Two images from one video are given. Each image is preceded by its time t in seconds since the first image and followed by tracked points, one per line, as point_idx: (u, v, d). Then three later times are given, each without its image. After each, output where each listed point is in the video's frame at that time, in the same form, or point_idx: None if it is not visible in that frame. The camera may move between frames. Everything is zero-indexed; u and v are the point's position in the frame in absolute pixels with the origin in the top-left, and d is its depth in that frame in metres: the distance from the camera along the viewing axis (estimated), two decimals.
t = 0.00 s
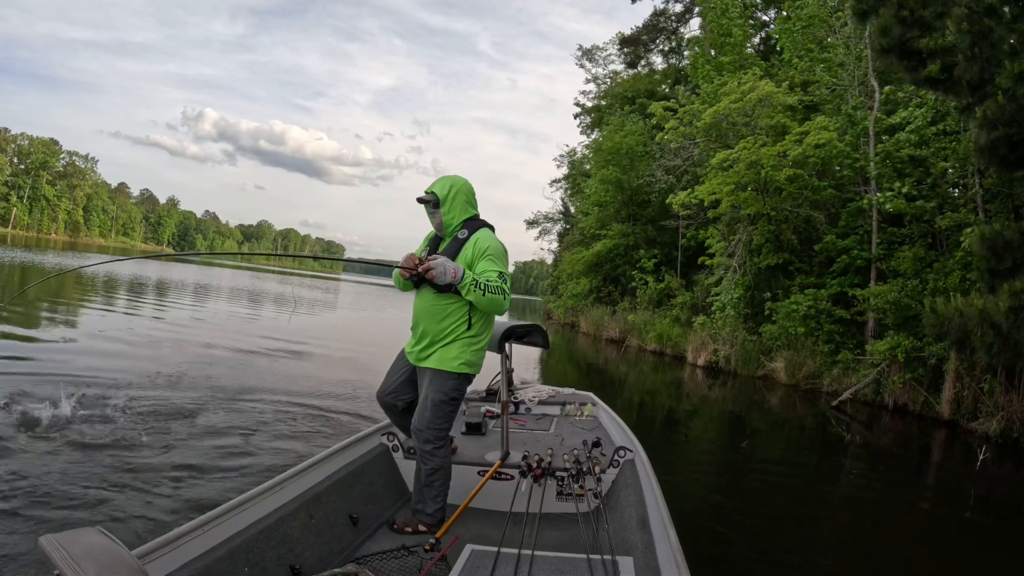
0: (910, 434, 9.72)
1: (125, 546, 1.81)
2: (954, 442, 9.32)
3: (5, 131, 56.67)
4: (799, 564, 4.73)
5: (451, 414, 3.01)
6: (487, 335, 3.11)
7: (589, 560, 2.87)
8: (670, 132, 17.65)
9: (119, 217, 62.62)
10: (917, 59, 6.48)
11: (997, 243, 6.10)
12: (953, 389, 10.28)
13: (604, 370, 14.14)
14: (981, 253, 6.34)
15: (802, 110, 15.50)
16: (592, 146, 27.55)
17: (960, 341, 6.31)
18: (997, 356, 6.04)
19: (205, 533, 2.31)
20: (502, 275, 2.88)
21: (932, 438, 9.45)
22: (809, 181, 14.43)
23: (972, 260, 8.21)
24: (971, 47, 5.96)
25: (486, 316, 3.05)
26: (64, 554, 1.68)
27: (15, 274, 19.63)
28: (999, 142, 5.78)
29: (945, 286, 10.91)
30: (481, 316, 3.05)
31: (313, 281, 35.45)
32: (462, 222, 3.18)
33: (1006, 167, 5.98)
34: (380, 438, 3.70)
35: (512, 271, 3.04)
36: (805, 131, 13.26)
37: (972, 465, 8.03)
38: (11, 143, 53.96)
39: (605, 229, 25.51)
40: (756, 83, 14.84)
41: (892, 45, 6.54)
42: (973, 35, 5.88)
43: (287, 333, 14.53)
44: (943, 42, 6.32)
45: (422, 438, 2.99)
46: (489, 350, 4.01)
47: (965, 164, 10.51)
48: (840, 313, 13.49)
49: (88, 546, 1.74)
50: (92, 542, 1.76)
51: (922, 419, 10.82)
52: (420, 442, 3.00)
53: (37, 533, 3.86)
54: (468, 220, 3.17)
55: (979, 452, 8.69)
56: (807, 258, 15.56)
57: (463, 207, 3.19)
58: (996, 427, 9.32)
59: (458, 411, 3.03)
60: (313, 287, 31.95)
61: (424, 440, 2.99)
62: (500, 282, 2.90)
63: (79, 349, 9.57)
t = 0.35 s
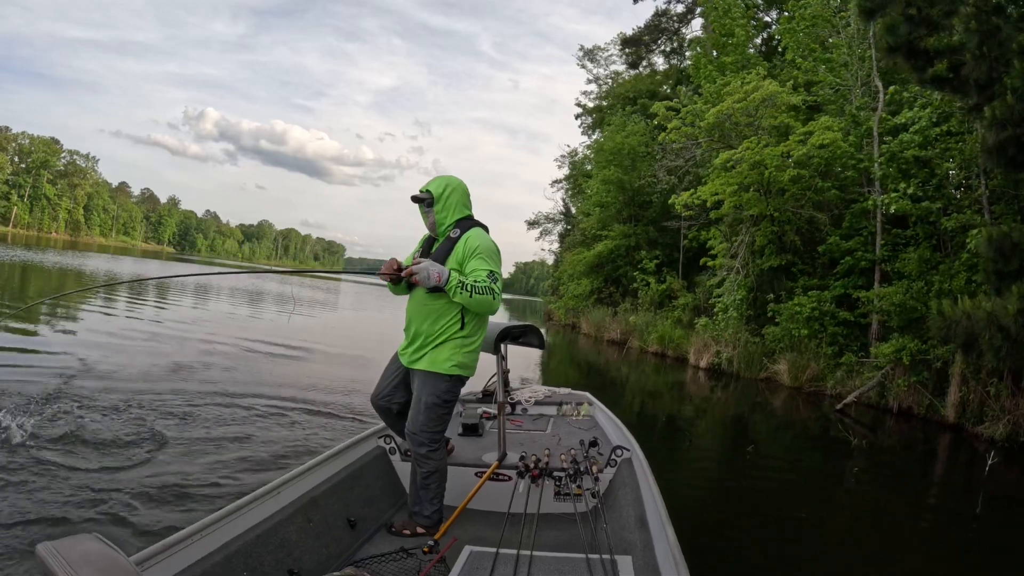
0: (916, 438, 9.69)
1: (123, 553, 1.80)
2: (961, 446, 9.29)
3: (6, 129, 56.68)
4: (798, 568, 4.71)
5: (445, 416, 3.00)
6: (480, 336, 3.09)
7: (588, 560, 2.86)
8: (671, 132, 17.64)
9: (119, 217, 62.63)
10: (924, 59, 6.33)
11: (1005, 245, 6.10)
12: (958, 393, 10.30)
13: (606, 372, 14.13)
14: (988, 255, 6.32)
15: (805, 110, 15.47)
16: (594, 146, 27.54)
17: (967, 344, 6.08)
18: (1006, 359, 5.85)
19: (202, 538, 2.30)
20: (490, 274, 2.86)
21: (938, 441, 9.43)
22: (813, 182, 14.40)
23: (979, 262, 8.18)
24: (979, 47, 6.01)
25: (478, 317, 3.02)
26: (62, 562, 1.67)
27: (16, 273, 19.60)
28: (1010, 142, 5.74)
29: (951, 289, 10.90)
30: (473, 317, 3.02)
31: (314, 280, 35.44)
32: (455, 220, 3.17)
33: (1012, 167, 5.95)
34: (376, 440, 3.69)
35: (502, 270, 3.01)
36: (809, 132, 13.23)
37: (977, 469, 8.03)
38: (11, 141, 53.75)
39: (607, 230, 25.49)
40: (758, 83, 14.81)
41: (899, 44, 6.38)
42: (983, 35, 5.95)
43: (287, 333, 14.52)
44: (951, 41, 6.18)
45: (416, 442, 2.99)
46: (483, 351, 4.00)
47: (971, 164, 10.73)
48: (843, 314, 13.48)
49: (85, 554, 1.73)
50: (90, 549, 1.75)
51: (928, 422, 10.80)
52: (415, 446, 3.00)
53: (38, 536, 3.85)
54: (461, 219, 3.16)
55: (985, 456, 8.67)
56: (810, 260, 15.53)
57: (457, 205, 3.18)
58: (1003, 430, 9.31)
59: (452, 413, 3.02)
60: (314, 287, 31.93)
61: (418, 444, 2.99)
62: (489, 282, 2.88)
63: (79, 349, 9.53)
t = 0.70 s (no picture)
0: (923, 441, 9.68)
1: (118, 551, 1.81)
2: (967, 449, 9.28)
3: (8, 129, 56.77)
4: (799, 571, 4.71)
5: (438, 416, 3.01)
6: (473, 337, 3.07)
7: (583, 560, 2.86)
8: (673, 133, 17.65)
9: (121, 217, 62.72)
10: (930, 58, 6.32)
11: (1013, 246, 6.09)
12: (964, 396, 10.25)
13: (608, 374, 14.12)
14: (995, 255, 6.30)
15: (809, 110, 15.47)
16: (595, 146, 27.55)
17: (973, 346, 6.04)
18: (1014, 361, 5.82)
19: (196, 537, 2.30)
20: (472, 273, 2.84)
21: (943, 445, 9.42)
22: (817, 182, 14.39)
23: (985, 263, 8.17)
24: (987, 45, 5.98)
25: (469, 316, 3.00)
26: (58, 560, 1.68)
27: (18, 272, 19.62)
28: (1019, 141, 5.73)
29: (958, 290, 10.89)
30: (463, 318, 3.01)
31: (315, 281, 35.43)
32: (447, 219, 3.17)
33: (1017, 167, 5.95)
34: (372, 440, 3.70)
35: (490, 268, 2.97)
36: (814, 132, 13.22)
37: (983, 473, 8.04)
38: (12, 141, 53.75)
39: (609, 231, 25.49)
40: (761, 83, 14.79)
41: (904, 43, 6.38)
42: (991, 32, 5.92)
43: (288, 333, 14.52)
44: (956, 40, 6.19)
45: (410, 443, 3.00)
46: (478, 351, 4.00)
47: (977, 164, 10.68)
48: (846, 316, 13.47)
49: (80, 552, 1.74)
50: (85, 547, 1.76)
51: (933, 425, 10.77)
52: (409, 446, 3.01)
53: (36, 536, 3.85)
54: (452, 218, 3.16)
55: (991, 460, 8.66)
56: (814, 261, 15.52)
57: (449, 205, 3.19)
58: (1009, 434, 9.30)
59: (445, 413, 3.04)
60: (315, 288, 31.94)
61: (412, 444, 3.00)
62: (473, 281, 2.87)
63: (81, 349, 9.53)
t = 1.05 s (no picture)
0: (929, 443, 9.66)
1: (116, 550, 1.81)
2: (975, 452, 9.25)
3: (10, 130, 56.89)
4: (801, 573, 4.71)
5: (433, 418, 3.01)
6: (465, 336, 3.02)
7: (581, 560, 2.86)
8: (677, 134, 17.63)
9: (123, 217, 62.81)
10: (936, 57, 6.31)
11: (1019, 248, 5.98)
12: (970, 398, 10.24)
13: (612, 376, 14.09)
14: (1002, 257, 6.20)
15: (813, 110, 15.44)
16: (598, 147, 27.55)
17: (981, 348, 6.02)
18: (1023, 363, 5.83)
19: (194, 536, 2.31)
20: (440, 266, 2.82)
21: (950, 448, 9.39)
22: (822, 182, 14.37)
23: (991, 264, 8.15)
24: (994, 44, 5.96)
25: (452, 314, 2.96)
26: (57, 559, 1.68)
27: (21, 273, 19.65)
28: None
29: (964, 292, 10.86)
30: (450, 316, 2.98)
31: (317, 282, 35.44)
32: (441, 220, 3.17)
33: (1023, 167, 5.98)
34: (371, 441, 3.71)
35: (467, 262, 2.90)
36: (819, 132, 13.19)
37: (990, 475, 8.03)
38: (15, 142, 53.81)
39: (612, 232, 25.47)
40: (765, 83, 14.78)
41: (911, 41, 6.31)
42: (998, 30, 5.89)
43: (290, 335, 14.52)
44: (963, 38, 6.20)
45: (406, 445, 3.01)
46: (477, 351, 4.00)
47: (983, 164, 10.69)
48: (851, 317, 13.44)
49: (79, 551, 1.74)
50: (84, 546, 1.77)
51: (940, 428, 10.73)
52: (405, 448, 3.02)
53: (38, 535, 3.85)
54: (447, 218, 3.16)
55: (998, 463, 8.64)
56: (818, 262, 15.49)
57: (446, 205, 3.19)
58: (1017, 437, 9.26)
59: (440, 414, 3.04)
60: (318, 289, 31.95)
61: (408, 446, 3.01)
62: (440, 274, 2.83)
63: (82, 349, 9.53)
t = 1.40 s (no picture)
0: (936, 445, 9.63)
1: (115, 549, 1.82)
2: (983, 454, 9.22)
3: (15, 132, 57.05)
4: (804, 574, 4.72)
5: (432, 418, 3.01)
6: (460, 334, 3.00)
7: (580, 560, 2.86)
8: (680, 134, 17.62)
9: (127, 218, 62.93)
10: (943, 54, 6.30)
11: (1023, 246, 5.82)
12: (978, 400, 10.21)
13: (617, 377, 14.07)
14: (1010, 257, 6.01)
15: (817, 110, 15.41)
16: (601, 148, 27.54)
17: (990, 349, 6.00)
18: None
19: (192, 536, 2.32)
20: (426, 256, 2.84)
21: (958, 449, 9.36)
22: (826, 181, 14.33)
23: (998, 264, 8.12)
24: (1002, 41, 5.91)
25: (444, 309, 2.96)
26: (55, 557, 1.69)
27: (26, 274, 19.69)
28: None
29: (971, 292, 10.82)
30: (446, 312, 2.98)
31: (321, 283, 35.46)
32: (441, 220, 3.18)
33: None
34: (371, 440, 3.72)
35: (456, 256, 2.89)
36: (824, 132, 13.17)
37: (997, 477, 8.00)
38: (19, 144, 53.92)
39: (616, 232, 25.46)
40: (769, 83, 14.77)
41: (917, 39, 6.33)
42: (1006, 28, 5.85)
43: (294, 335, 14.54)
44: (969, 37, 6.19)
45: (406, 445, 3.03)
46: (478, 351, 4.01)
47: (990, 163, 10.65)
48: (856, 318, 13.40)
49: (78, 549, 1.75)
50: (82, 545, 1.77)
51: (945, 429, 10.70)
52: (404, 448, 3.04)
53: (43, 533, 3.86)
54: (448, 217, 3.16)
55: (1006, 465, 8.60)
56: (823, 262, 15.47)
57: (446, 205, 3.19)
58: None
59: (439, 415, 3.04)
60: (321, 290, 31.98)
61: (407, 446, 3.02)
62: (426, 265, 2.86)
63: (86, 350, 9.53)
